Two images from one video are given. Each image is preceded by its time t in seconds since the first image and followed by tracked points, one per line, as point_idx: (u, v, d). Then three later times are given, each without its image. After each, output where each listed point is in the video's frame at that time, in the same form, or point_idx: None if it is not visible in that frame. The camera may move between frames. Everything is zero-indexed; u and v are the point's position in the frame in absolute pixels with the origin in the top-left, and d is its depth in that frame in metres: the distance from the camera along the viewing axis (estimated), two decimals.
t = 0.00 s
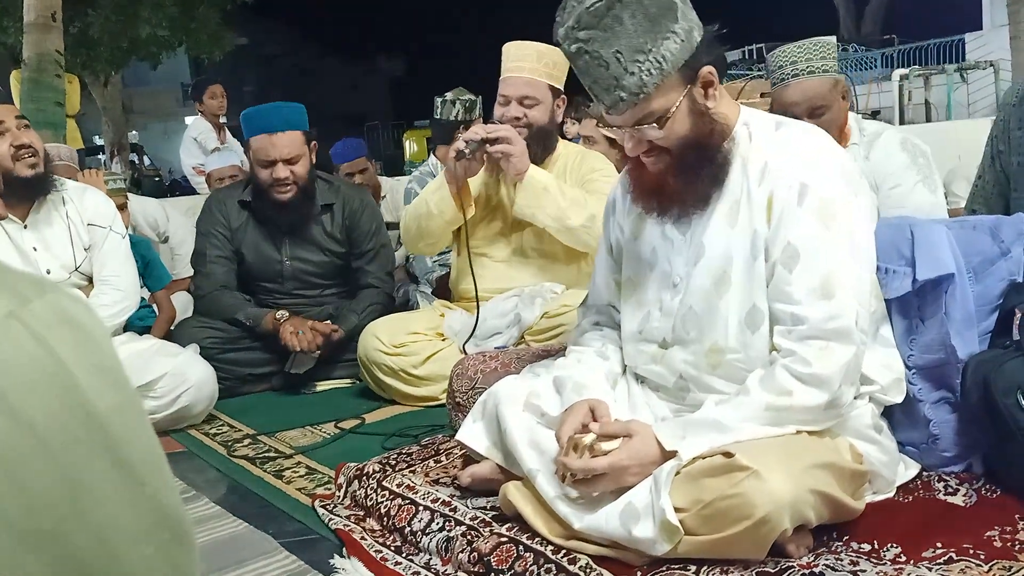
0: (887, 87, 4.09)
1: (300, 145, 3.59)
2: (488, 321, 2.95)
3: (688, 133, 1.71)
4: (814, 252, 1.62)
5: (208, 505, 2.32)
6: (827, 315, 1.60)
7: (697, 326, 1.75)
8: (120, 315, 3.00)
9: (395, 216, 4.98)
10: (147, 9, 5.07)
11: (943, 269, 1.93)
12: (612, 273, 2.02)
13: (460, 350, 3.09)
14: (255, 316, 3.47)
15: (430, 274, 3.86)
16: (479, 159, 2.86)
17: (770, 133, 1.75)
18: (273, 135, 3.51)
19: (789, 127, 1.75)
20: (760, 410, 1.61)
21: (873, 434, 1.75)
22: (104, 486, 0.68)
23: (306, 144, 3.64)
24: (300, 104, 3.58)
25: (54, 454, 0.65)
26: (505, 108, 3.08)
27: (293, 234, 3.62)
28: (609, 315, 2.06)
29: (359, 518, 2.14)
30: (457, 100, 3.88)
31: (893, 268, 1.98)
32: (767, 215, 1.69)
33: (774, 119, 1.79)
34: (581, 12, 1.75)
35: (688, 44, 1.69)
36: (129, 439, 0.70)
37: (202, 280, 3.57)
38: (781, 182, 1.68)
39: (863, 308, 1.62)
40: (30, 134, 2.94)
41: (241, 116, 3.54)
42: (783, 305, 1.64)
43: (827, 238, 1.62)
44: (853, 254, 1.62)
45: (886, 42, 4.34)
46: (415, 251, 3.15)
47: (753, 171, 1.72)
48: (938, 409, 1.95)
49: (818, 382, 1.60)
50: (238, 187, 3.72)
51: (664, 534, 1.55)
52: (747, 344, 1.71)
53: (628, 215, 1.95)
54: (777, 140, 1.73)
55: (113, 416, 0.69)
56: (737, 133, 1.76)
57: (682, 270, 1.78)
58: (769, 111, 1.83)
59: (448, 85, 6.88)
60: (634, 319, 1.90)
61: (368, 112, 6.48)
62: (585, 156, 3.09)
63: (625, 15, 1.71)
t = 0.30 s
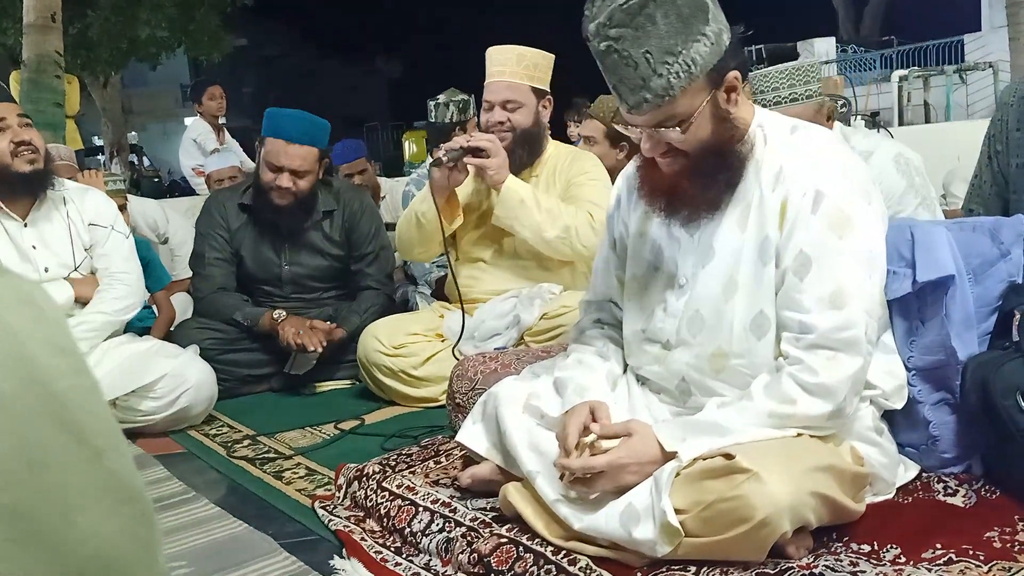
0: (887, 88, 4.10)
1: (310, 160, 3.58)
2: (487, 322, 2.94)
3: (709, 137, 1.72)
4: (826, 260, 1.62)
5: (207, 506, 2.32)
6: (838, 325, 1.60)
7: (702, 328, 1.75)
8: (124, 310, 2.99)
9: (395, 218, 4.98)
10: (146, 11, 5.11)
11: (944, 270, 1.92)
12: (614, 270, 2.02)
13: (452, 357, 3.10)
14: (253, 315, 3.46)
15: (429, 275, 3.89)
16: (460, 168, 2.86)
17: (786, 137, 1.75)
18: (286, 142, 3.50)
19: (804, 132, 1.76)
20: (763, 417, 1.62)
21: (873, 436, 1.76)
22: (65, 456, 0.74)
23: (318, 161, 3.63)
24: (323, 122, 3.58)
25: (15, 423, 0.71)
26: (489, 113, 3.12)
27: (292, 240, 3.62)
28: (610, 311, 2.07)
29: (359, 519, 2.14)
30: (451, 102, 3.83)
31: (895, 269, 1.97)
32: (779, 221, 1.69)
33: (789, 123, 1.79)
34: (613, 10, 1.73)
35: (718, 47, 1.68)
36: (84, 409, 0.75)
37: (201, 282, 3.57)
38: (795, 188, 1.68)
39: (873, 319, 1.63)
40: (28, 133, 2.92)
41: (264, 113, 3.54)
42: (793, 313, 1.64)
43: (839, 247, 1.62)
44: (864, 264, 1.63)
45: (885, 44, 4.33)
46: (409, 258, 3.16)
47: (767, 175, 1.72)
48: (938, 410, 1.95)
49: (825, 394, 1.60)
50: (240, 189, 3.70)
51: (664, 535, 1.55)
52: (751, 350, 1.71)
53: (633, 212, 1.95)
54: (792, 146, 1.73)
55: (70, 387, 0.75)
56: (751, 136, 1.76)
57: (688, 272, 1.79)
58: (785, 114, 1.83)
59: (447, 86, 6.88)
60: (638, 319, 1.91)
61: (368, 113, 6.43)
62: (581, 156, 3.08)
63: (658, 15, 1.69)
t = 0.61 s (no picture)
0: (887, 88, 4.05)
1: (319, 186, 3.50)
2: (485, 323, 2.97)
3: (711, 138, 1.71)
4: (828, 262, 1.62)
5: (204, 506, 2.32)
6: (840, 327, 1.60)
7: (703, 328, 1.75)
8: (141, 313, 3.01)
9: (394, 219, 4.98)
10: (145, 11, 5.11)
11: (943, 270, 1.92)
12: (615, 268, 2.03)
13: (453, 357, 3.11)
14: (252, 322, 3.45)
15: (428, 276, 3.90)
16: (445, 174, 2.87)
17: (788, 137, 1.75)
18: (295, 169, 3.42)
19: (807, 132, 1.75)
20: (763, 418, 1.62)
21: (872, 436, 1.76)
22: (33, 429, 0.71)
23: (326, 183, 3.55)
24: (333, 147, 3.48)
25: None
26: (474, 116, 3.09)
27: (295, 254, 3.62)
28: (609, 311, 2.07)
29: (357, 520, 2.14)
30: (449, 103, 3.83)
31: (894, 270, 1.97)
32: (781, 221, 1.69)
33: (792, 123, 1.79)
34: (620, 7, 1.70)
35: (724, 46, 1.67)
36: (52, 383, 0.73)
37: (199, 287, 3.55)
38: (798, 189, 1.67)
39: (874, 320, 1.63)
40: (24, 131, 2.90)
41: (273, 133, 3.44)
42: (794, 314, 1.64)
43: (842, 248, 1.62)
44: (867, 266, 1.63)
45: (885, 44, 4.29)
46: (401, 268, 3.14)
47: (770, 175, 1.71)
48: (938, 410, 1.95)
49: (825, 395, 1.60)
50: (241, 195, 3.68)
51: (663, 536, 1.55)
52: (752, 351, 1.71)
53: (635, 212, 1.95)
54: (795, 146, 1.73)
55: (42, 367, 0.73)
56: (754, 136, 1.76)
57: (689, 272, 1.78)
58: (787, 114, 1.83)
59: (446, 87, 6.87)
60: (638, 318, 1.91)
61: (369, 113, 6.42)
62: (575, 156, 3.09)
63: (665, 14, 1.67)
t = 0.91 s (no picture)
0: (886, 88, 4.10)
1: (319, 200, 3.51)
2: (482, 326, 2.96)
3: (690, 135, 1.72)
4: (816, 255, 1.62)
5: (204, 508, 2.32)
6: (828, 319, 1.60)
7: (697, 327, 1.75)
8: (149, 315, 3.06)
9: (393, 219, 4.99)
10: (144, 12, 5.04)
11: (939, 270, 1.93)
12: (611, 272, 2.04)
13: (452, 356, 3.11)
14: (251, 329, 3.45)
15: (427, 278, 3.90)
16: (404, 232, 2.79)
17: (773, 134, 1.75)
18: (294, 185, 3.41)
19: (791, 129, 1.76)
20: (758, 414, 1.61)
21: (869, 435, 1.76)
22: (22, 414, 0.68)
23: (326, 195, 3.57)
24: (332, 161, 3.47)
25: None
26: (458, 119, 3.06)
27: (297, 263, 3.62)
28: (606, 316, 2.10)
29: (356, 521, 2.14)
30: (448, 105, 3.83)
31: (890, 270, 1.98)
32: (768, 217, 1.69)
33: (776, 121, 1.79)
34: (587, 12, 1.72)
35: (694, 46, 1.67)
36: (40, 368, 0.70)
37: (200, 292, 3.55)
38: (783, 184, 1.67)
39: (864, 312, 1.63)
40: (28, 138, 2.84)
41: (269, 148, 3.42)
42: (784, 308, 1.65)
43: (829, 241, 1.62)
44: (855, 259, 1.62)
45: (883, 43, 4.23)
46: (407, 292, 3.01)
47: (756, 172, 1.71)
48: (935, 410, 1.95)
49: (818, 386, 1.60)
50: (241, 199, 3.68)
51: (661, 536, 1.56)
52: (747, 347, 1.71)
53: (628, 216, 1.96)
54: (779, 142, 1.73)
55: (23, 347, 0.69)
56: (738, 135, 1.76)
57: (681, 272, 1.79)
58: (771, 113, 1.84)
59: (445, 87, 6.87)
60: (632, 320, 1.90)
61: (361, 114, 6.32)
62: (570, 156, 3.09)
63: (632, 15, 1.68)
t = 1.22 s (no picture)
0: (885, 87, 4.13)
1: (312, 177, 3.54)
2: (482, 328, 2.99)
3: (658, 136, 1.73)
4: (799, 246, 1.63)
5: (204, 509, 2.32)
6: (812, 309, 1.60)
7: (689, 326, 1.76)
8: (157, 327, 3.09)
9: (392, 221, 5.00)
10: (142, 14, 4.96)
11: (935, 269, 1.93)
12: (607, 277, 2.05)
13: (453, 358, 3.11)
14: (249, 328, 3.45)
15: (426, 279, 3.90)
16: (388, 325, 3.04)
17: (751, 132, 1.76)
18: (285, 166, 3.46)
19: (769, 127, 1.77)
20: (752, 408, 1.61)
21: (866, 435, 1.76)
22: (17, 412, 0.69)
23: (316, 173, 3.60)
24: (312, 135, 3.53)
25: None
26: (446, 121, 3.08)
27: (298, 258, 3.63)
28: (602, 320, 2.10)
29: (356, 522, 2.14)
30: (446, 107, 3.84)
31: (886, 269, 1.98)
32: (751, 212, 1.70)
33: (756, 119, 1.80)
34: (539, 27, 1.79)
35: (649, 50, 1.69)
36: (35, 365, 0.71)
37: (200, 291, 3.56)
38: (762, 180, 1.68)
39: (850, 302, 1.63)
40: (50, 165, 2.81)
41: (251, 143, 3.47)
42: (770, 301, 1.65)
43: (810, 233, 1.63)
44: (839, 250, 1.63)
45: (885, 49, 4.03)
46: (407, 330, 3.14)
47: (736, 171, 1.72)
48: (933, 409, 1.96)
49: (808, 376, 1.59)
50: (239, 200, 3.69)
51: (660, 536, 1.56)
52: (739, 343, 1.71)
53: (620, 221, 1.97)
54: (757, 139, 1.74)
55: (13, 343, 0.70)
56: (717, 136, 1.78)
57: (671, 271, 1.79)
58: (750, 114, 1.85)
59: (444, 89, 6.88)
60: (626, 322, 1.90)
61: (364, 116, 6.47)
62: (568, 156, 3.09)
63: (583, 26, 1.74)
